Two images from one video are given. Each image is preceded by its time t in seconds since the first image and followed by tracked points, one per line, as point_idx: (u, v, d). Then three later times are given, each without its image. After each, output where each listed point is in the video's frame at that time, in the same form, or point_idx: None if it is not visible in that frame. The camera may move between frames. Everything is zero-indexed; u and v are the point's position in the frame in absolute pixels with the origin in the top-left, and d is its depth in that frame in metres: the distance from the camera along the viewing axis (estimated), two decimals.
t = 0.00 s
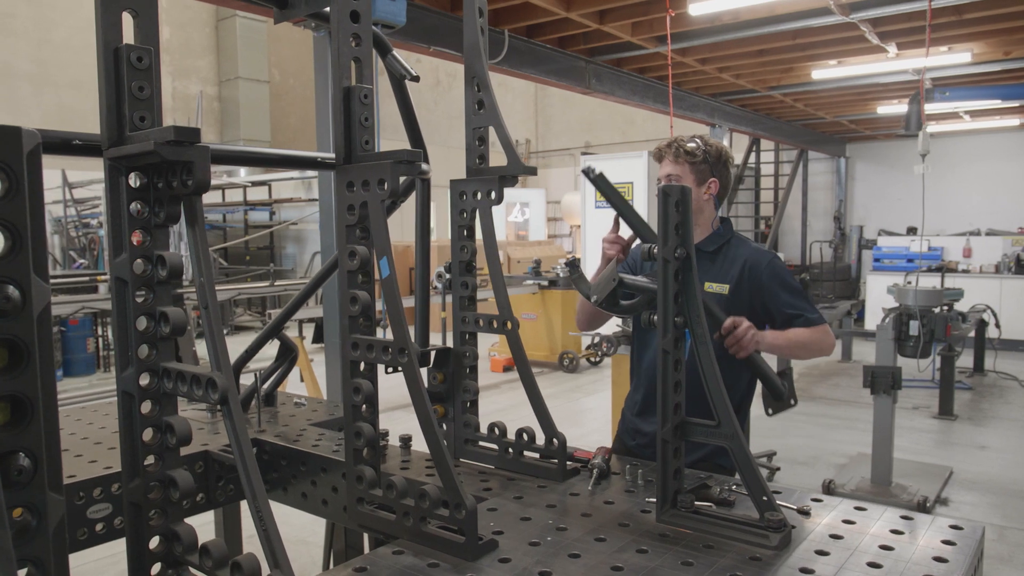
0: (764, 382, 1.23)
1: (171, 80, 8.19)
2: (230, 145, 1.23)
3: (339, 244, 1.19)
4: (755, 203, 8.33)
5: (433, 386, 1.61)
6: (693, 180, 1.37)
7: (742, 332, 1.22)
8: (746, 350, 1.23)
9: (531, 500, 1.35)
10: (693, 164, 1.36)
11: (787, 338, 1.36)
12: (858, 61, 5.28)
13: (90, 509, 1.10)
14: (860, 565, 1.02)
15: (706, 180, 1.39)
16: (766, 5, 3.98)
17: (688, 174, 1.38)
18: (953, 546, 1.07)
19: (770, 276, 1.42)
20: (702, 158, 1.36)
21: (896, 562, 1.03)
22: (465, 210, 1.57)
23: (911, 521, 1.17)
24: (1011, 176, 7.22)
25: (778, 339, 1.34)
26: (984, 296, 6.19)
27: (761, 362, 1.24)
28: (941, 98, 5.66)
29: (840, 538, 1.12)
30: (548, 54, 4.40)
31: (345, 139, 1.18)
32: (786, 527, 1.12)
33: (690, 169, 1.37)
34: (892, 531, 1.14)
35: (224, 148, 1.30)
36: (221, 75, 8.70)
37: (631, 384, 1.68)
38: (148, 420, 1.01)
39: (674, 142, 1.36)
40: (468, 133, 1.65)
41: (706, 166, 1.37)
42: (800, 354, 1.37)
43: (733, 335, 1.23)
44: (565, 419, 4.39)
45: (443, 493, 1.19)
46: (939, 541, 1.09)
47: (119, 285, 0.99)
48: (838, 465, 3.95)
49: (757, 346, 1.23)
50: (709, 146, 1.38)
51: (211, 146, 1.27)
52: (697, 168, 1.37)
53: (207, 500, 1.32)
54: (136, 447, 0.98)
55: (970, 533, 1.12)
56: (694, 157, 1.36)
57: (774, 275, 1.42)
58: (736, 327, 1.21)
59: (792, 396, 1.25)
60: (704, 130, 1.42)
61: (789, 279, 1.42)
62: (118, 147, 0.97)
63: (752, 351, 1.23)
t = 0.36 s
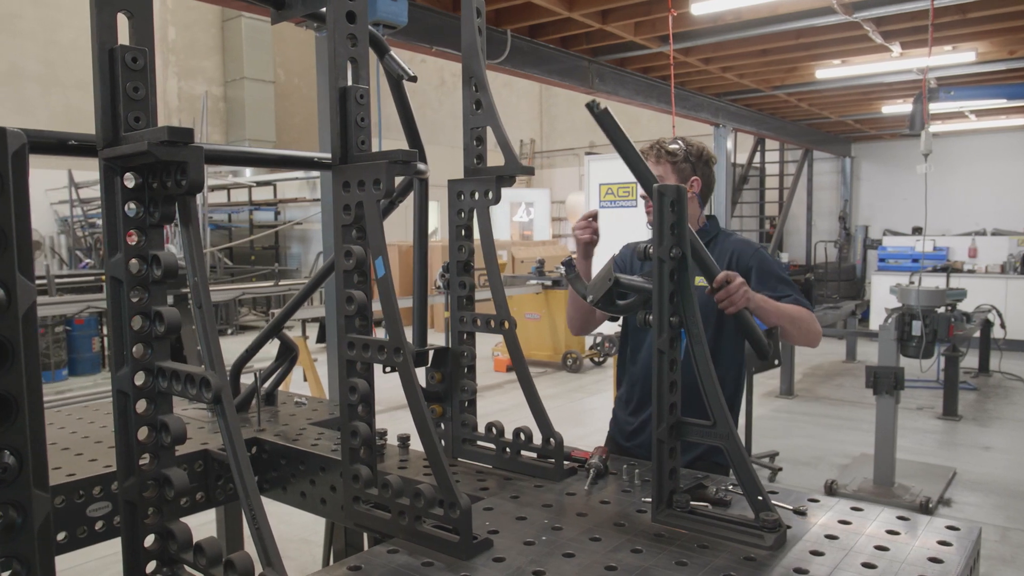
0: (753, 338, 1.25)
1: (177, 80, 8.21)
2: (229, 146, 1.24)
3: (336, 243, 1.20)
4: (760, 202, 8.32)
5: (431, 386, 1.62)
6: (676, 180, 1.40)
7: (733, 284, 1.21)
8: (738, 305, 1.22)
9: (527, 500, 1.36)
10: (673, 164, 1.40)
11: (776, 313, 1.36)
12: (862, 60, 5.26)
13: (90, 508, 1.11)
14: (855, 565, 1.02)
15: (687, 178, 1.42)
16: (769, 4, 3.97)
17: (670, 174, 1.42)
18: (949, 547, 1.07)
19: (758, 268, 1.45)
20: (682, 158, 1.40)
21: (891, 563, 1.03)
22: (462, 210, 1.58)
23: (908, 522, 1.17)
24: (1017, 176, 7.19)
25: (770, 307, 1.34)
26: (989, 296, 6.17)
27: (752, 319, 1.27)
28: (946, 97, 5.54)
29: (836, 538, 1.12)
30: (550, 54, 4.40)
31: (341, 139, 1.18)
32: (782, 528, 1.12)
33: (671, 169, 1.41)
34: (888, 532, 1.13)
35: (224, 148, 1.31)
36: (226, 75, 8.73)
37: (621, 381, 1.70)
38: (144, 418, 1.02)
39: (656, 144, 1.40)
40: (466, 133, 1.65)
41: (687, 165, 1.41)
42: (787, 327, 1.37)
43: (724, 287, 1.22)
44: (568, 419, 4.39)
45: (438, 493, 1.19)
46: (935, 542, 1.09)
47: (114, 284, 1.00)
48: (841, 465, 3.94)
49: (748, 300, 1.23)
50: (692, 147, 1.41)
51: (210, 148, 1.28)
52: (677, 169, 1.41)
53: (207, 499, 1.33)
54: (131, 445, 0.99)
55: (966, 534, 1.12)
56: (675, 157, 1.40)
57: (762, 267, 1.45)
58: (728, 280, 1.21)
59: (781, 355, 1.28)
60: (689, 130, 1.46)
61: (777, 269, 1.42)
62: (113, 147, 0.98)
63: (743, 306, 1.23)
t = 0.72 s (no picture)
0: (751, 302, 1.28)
1: (183, 81, 8.23)
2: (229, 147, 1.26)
3: (333, 241, 1.20)
4: (765, 203, 8.30)
5: (430, 385, 1.61)
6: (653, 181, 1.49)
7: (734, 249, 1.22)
8: (738, 271, 1.23)
9: (524, 499, 1.36)
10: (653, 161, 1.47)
11: (760, 279, 1.43)
12: (866, 60, 5.25)
13: (90, 506, 1.12)
14: (850, 566, 1.02)
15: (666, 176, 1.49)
16: (772, 4, 3.96)
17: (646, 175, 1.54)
18: (945, 549, 1.07)
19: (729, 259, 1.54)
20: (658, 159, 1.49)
21: (886, 564, 1.02)
22: (461, 210, 1.58)
23: (905, 523, 1.17)
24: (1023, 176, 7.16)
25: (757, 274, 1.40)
26: (995, 296, 6.14)
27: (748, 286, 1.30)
28: (952, 97, 5.52)
29: (832, 539, 1.12)
30: (554, 54, 4.40)
31: (337, 139, 1.18)
32: (777, 528, 1.12)
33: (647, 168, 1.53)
34: (884, 532, 1.13)
35: (224, 148, 1.31)
36: (233, 75, 8.77)
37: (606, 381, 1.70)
38: (139, 417, 1.02)
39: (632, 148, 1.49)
40: (464, 133, 1.65)
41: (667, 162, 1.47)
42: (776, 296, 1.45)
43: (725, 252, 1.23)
44: (571, 419, 4.39)
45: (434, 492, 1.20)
46: (932, 543, 1.09)
47: (110, 285, 1.01)
48: (844, 466, 3.93)
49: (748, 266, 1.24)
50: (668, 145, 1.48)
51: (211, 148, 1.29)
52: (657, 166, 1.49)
53: (206, 497, 1.33)
54: (126, 443, 1.00)
55: (963, 535, 1.11)
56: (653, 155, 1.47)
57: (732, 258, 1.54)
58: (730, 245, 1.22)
59: (781, 317, 1.32)
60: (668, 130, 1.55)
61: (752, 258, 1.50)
62: (108, 148, 0.98)
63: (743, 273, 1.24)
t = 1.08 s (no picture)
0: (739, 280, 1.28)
1: (190, 81, 8.25)
2: (228, 147, 1.24)
3: (330, 241, 1.21)
4: (772, 203, 8.29)
5: (429, 385, 1.62)
6: (626, 180, 1.58)
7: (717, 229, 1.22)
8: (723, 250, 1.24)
9: (521, 499, 1.36)
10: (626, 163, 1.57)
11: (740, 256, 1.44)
12: (872, 59, 5.23)
13: (91, 505, 1.12)
14: (845, 567, 1.02)
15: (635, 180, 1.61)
16: (776, 3, 3.95)
17: (621, 175, 1.58)
18: (942, 550, 1.06)
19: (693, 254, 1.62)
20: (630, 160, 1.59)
21: (882, 565, 1.02)
22: (459, 210, 1.58)
23: (902, 524, 1.16)
24: None
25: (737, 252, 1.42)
26: (1002, 297, 6.11)
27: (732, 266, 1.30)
28: (959, 96, 5.47)
29: (829, 540, 1.11)
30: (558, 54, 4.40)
31: (334, 139, 1.19)
32: (773, 529, 1.12)
33: (621, 169, 1.58)
34: (882, 533, 1.13)
35: (224, 149, 1.32)
36: (240, 76, 8.82)
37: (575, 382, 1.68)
38: (136, 416, 1.03)
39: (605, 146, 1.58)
40: (464, 134, 1.66)
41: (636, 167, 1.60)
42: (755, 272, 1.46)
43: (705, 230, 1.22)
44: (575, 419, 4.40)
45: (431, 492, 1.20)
46: (929, 544, 1.08)
47: (106, 284, 1.02)
48: (849, 467, 3.92)
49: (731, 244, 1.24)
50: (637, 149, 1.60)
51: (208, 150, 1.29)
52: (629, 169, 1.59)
53: (206, 496, 1.34)
54: (122, 442, 1.01)
55: (961, 537, 1.11)
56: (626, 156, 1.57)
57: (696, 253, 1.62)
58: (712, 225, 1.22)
59: (768, 291, 1.33)
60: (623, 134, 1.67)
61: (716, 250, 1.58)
62: (104, 148, 0.99)
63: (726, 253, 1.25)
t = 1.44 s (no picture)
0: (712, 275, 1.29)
1: (199, 82, 8.27)
2: (229, 147, 1.25)
3: (329, 241, 1.21)
4: (779, 202, 8.26)
5: (429, 385, 1.62)
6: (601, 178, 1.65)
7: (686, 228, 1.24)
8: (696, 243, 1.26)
9: (520, 499, 1.36)
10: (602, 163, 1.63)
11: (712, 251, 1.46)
12: (879, 58, 5.20)
13: (94, 503, 1.13)
14: (844, 568, 1.01)
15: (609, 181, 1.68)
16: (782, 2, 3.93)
17: (596, 173, 1.64)
18: (941, 551, 1.06)
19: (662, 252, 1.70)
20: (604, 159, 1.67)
21: (880, 566, 1.01)
22: (460, 210, 1.59)
23: (901, 525, 1.16)
24: None
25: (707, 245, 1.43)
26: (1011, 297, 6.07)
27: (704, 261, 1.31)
28: (967, 95, 5.41)
29: (827, 540, 1.11)
30: (563, 54, 4.40)
31: (334, 140, 1.19)
32: (772, 529, 1.11)
33: (597, 168, 1.63)
34: (881, 534, 1.12)
35: (225, 150, 1.32)
36: (248, 76, 8.85)
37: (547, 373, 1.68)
38: (135, 415, 1.04)
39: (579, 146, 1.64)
40: (464, 134, 1.66)
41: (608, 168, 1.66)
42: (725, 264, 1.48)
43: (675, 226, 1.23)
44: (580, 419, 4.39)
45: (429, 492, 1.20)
46: (928, 546, 1.08)
47: (105, 285, 1.02)
48: (854, 468, 3.90)
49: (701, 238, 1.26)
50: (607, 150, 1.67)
51: (209, 150, 1.28)
52: (604, 169, 1.65)
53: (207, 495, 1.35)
54: (121, 441, 1.02)
55: (960, 538, 1.10)
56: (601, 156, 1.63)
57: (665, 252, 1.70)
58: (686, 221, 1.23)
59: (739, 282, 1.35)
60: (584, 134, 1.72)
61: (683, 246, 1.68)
62: (102, 149, 1.00)
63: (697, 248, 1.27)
